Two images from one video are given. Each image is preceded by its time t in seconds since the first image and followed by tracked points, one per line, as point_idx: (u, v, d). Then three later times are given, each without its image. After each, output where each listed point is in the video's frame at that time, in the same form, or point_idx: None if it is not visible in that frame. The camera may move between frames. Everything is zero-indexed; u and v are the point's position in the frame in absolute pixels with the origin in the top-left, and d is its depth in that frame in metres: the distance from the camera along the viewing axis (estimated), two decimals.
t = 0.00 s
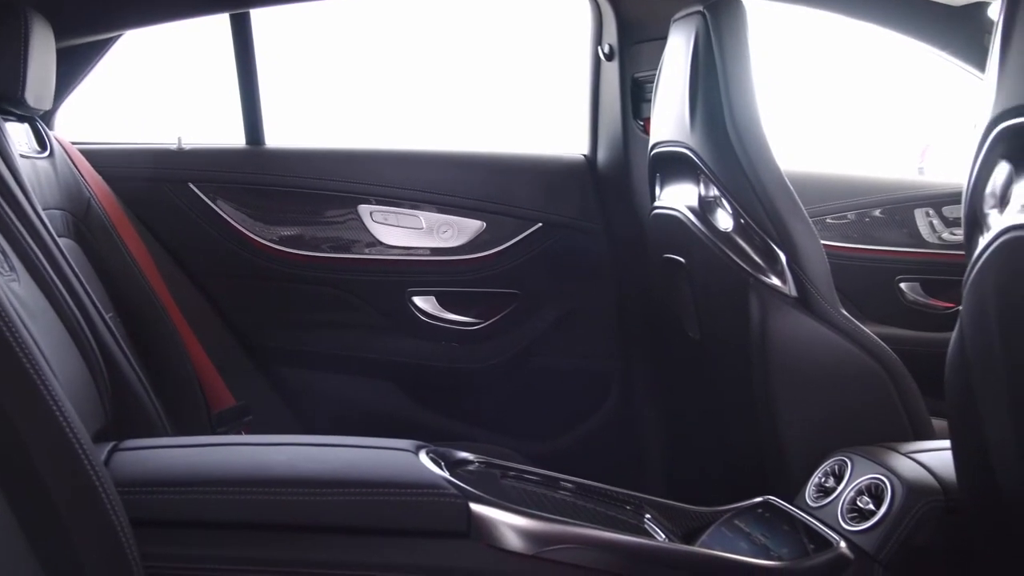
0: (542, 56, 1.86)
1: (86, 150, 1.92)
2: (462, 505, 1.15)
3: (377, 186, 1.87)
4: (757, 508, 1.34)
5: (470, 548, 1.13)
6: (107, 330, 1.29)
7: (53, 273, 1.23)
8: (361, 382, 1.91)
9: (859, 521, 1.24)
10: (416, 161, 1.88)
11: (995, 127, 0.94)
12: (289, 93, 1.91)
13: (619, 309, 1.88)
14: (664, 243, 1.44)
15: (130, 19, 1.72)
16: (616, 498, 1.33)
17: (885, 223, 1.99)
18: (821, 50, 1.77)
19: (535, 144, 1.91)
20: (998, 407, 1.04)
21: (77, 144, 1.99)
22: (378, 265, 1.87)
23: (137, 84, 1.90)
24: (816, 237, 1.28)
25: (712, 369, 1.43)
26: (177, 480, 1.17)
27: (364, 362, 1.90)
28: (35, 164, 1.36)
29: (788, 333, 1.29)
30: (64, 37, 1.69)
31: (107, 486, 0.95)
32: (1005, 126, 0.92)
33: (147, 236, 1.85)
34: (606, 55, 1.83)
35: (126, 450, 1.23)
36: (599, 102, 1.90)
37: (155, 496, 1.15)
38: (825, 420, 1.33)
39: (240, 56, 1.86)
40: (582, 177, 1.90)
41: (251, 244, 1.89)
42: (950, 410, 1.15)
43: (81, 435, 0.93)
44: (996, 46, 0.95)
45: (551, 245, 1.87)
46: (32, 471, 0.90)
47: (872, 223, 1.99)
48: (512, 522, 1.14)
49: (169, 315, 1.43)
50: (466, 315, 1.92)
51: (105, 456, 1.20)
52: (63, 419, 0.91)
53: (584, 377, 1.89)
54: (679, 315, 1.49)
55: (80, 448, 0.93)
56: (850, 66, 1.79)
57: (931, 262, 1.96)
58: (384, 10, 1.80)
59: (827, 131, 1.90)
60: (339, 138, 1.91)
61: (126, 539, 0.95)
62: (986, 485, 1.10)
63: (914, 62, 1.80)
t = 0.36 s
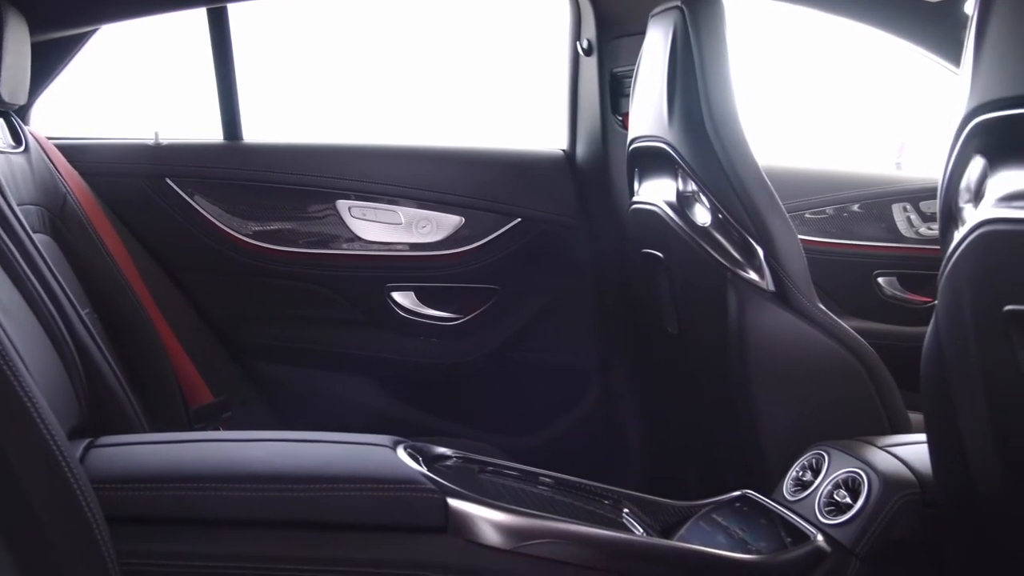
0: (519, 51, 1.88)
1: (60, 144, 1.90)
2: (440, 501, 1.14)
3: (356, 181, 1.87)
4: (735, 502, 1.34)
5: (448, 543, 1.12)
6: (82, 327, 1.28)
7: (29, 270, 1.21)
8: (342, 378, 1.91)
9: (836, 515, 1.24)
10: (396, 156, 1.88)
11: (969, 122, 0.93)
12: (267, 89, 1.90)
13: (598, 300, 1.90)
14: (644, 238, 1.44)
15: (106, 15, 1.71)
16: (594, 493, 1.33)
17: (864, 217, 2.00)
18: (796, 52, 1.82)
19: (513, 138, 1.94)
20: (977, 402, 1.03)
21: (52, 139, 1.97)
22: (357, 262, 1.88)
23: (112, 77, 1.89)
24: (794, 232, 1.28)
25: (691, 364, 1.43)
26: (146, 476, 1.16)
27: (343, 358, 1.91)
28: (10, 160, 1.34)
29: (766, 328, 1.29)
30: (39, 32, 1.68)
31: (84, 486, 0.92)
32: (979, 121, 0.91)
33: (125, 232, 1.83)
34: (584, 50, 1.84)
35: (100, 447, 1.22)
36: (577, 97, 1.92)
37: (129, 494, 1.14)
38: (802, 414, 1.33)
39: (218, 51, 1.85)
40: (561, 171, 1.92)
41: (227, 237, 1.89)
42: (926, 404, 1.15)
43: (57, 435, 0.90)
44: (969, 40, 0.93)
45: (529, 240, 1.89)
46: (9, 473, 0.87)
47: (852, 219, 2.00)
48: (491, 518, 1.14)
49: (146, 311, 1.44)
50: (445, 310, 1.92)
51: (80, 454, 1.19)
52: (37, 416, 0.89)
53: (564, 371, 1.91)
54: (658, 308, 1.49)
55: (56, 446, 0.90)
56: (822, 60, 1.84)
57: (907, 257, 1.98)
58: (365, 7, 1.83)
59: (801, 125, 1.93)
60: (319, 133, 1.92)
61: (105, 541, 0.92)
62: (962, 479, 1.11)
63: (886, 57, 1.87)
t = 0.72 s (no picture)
0: (496, 44, 1.91)
1: (33, 137, 1.87)
2: (419, 495, 1.14)
3: (336, 175, 1.88)
4: (714, 495, 1.34)
5: (428, 538, 1.12)
6: (59, 321, 1.27)
7: (7, 265, 1.20)
8: (323, 373, 1.91)
9: (815, 508, 1.25)
10: (377, 151, 1.90)
11: (945, 116, 0.93)
12: (246, 82, 1.91)
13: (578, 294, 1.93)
14: (623, 233, 1.44)
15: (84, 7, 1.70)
16: (573, 487, 1.33)
17: (843, 212, 2.03)
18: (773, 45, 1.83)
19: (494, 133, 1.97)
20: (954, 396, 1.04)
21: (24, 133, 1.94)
22: (336, 255, 1.88)
23: (85, 70, 1.85)
24: (773, 227, 1.29)
25: (671, 358, 1.43)
26: (112, 472, 1.14)
27: (324, 353, 1.91)
28: None
29: (744, 321, 1.29)
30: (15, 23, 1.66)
31: (60, 480, 0.91)
32: (956, 115, 0.91)
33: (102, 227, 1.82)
34: (564, 44, 1.89)
35: (76, 442, 1.20)
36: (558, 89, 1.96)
37: (105, 490, 1.12)
38: (780, 407, 1.34)
39: (196, 44, 1.85)
40: (541, 164, 1.96)
41: (204, 232, 1.87)
42: (903, 397, 1.16)
43: (33, 431, 0.89)
44: (946, 33, 0.92)
45: (505, 236, 1.92)
46: None
47: (831, 213, 2.03)
48: (470, 512, 1.14)
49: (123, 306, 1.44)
50: (425, 305, 1.93)
51: (56, 451, 1.17)
52: (13, 412, 0.88)
53: (544, 365, 1.94)
54: (638, 303, 1.48)
55: (32, 442, 0.89)
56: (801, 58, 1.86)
57: (884, 251, 2.01)
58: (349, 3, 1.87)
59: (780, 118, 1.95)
60: (299, 128, 1.92)
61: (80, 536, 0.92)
62: (939, 472, 1.11)
63: (861, 53, 1.90)
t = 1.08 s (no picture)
0: (471, 39, 1.93)
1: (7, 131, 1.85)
2: (397, 489, 1.14)
3: (314, 169, 1.88)
4: (694, 488, 1.34)
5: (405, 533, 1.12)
6: (34, 315, 1.26)
7: None
8: (303, 368, 1.92)
9: (793, 500, 1.26)
10: (356, 145, 1.90)
11: (921, 109, 0.93)
12: (224, 75, 1.91)
13: (557, 289, 1.94)
14: (602, 226, 1.44)
15: None
16: (553, 480, 1.33)
17: (823, 205, 2.07)
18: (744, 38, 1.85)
19: (474, 126, 1.98)
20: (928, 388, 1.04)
21: None
22: (313, 251, 1.88)
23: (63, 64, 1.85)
24: (752, 221, 1.29)
25: (650, 351, 1.43)
26: (88, 467, 1.12)
27: (304, 348, 1.91)
28: None
29: (723, 314, 1.30)
30: None
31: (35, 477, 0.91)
32: (931, 108, 0.91)
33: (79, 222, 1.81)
34: (543, 38, 1.90)
35: (53, 437, 1.18)
36: (538, 83, 1.96)
37: (82, 484, 1.10)
38: (758, 400, 1.35)
39: (173, 37, 1.85)
40: (520, 159, 1.96)
41: (179, 224, 1.87)
42: (880, 389, 1.16)
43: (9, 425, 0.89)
44: (922, 25, 0.92)
45: (484, 231, 1.93)
46: None
47: (811, 206, 2.07)
48: (449, 506, 1.14)
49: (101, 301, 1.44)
50: (404, 300, 1.94)
51: (32, 446, 1.15)
52: None
53: (524, 358, 1.95)
54: (619, 296, 1.48)
55: (7, 437, 0.88)
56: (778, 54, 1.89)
57: (863, 244, 2.05)
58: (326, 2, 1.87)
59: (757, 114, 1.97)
60: (279, 121, 1.92)
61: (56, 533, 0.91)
62: (916, 465, 1.11)
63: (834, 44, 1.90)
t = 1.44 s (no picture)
0: (446, 35, 1.93)
1: None
2: (374, 484, 1.12)
3: (292, 164, 1.87)
4: (672, 482, 1.34)
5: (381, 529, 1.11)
6: (8, 312, 1.26)
7: None
8: (281, 364, 1.93)
9: (770, 493, 1.26)
10: (334, 140, 1.89)
11: (897, 102, 0.92)
12: (201, 70, 1.90)
13: (536, 284, 1.95)
14: (579, 220, 1.44)
15: None
16: (531, 475, 1.33)
17: (801, 199, 2.07)
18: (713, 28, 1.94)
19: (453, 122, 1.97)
20: (904, 381, 1.04)
21: None
22: (294, 242, 1.88)
23: (38, 57, 1.83)
24: (729, 215, 1.30)
25: (628, 345, 1.44)
26: (57, 464, 1.10)
27: (283, 344, 1.92)
28: None
29: (700, 308, 1.30)
30: None
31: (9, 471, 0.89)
32: (906, 101, 0.91)
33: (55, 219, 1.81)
34: (521, 32, 1.92)
35: (27, 433, 1.17)
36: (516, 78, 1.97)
37: (53, 480, 1.08)
38: (734, 393, 1.35)
39: (149, 34, 1.83)
40: (498, 155, 1.95)
41: (156, 220, 1.87)
42: (856, 382, 1.16)
43: None
44: (897, 19, 0.92)
45: (462, 225, 1.92)
46: None
47: (789, 201, 2.07)
48: (427, 502, 1.13)
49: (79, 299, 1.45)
50: (381, 295, 1.94)
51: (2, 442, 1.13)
52: None
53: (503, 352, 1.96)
54: (597, 289, 1.48)
55: None
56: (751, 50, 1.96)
57: (839, 238, 2.06)
58: None
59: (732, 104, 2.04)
60: (257, 115, 1.92)
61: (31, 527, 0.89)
62: (893, 458, 1.11)
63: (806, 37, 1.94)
